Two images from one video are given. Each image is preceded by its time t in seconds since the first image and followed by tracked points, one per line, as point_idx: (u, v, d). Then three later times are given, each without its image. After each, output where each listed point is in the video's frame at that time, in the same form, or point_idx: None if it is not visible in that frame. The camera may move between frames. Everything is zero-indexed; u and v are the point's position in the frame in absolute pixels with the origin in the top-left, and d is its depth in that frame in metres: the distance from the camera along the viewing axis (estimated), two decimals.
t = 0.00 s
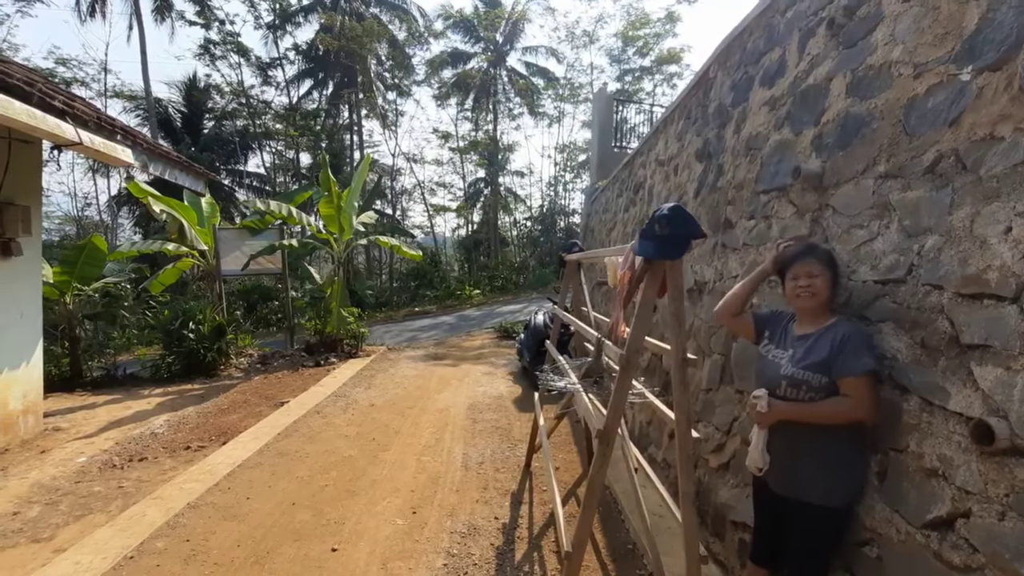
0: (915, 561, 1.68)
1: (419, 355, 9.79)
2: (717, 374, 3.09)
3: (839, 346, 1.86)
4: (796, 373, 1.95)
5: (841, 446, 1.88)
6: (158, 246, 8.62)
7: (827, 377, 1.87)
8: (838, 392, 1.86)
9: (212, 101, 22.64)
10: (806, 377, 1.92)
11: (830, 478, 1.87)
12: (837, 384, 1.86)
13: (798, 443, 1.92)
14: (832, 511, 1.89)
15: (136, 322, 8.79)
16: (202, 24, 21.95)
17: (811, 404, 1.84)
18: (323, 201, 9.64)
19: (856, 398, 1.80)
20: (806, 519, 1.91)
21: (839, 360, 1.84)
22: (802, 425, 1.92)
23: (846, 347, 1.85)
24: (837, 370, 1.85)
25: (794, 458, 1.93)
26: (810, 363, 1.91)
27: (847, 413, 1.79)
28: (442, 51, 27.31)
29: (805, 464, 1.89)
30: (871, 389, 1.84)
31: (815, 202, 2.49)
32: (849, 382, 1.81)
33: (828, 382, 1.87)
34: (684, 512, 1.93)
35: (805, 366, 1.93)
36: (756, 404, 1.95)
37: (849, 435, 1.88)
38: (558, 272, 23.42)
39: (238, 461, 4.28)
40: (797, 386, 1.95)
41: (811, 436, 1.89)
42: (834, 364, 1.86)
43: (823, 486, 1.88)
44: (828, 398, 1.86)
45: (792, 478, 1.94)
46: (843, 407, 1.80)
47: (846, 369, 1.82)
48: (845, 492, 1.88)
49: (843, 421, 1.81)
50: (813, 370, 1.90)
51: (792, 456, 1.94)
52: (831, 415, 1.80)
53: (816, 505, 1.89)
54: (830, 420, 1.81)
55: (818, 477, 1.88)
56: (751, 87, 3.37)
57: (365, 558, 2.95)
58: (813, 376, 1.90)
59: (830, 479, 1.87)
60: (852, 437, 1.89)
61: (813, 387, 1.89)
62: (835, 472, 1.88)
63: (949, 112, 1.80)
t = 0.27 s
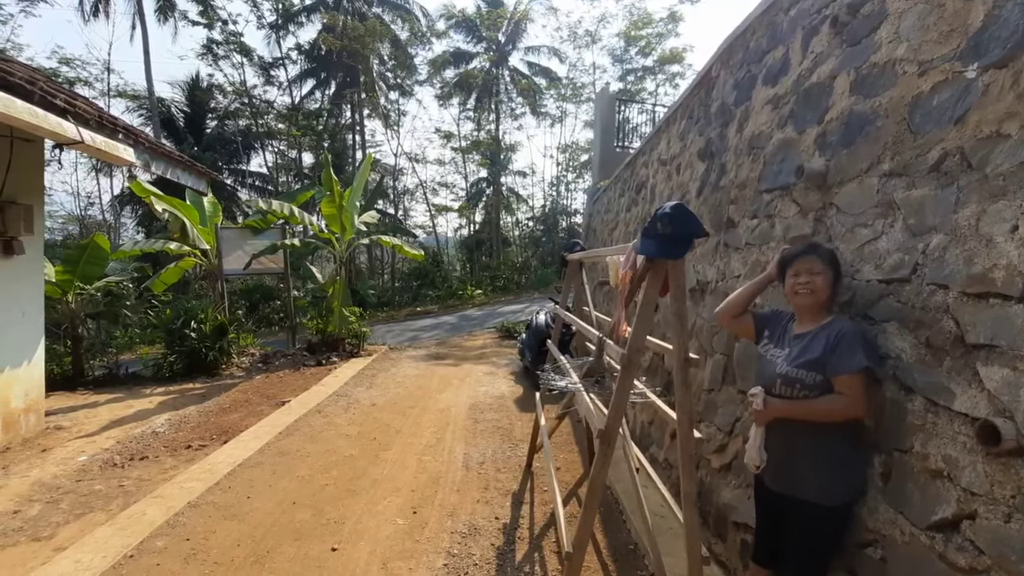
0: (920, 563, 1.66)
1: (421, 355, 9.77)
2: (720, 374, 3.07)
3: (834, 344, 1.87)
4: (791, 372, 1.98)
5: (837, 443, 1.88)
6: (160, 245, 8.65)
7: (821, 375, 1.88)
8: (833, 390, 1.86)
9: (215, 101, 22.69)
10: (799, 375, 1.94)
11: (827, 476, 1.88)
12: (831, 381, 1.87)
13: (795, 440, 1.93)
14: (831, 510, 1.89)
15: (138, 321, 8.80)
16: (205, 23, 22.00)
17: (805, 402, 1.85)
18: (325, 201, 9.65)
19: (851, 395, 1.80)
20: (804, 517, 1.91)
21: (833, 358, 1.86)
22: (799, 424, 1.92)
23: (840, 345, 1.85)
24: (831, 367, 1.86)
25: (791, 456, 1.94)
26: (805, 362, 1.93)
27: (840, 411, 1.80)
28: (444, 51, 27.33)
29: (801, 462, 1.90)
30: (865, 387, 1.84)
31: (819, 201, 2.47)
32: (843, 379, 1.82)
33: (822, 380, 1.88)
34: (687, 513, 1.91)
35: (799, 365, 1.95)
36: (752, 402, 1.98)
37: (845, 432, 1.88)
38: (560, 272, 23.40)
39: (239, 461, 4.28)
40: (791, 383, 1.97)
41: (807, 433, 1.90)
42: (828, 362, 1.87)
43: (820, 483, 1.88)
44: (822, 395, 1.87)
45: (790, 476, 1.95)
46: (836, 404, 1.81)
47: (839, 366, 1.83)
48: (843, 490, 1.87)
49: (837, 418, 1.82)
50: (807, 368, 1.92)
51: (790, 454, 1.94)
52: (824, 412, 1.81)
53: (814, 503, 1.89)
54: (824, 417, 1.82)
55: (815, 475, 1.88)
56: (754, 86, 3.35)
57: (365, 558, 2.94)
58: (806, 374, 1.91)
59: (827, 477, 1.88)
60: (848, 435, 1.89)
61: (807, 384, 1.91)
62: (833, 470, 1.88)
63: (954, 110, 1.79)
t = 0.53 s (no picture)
0: (936, 561, 1.61)
1: (422, 353, 9.74)
2: (725, 369, 3.02)
3: (835, 333, 1.83)
4: (792, 362, 1.94)
5: (842, 435, 1.84)
6: (161, 243, 8.61)
7: (822, 364, 1.84)
8: (834, 379, 1.81)
9: (217, 100, 22.69)
10: (800, 365, 1.90)
11: (832, 468, 1.83)
12: (832, 370, 1.82)
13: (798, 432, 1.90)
14: (837, 504, 1.84)
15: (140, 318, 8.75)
16: (207, 22, 21.99)
17: (806, 393, 1.82)
18: (326, 198, 9.62)
19: (852, 384, 1.76)
20: (810, 512, 1.87)
21: (834, 346, 1.81)
22: (803, 415, 1.89)
23: (841, 334, 1.81)
24: (832, 356, 1.81)
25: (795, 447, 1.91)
26: (806, 352, 1.89)
27: (841, 401, 1.76)
28: (446, 50, 27.31)
29: (805, 453, 1.87)
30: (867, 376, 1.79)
31: (828, 191, 2.41)
32: (843, 368, 1.77)
33: (824, 369, 1.83)
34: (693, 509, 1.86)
35: (801, 355, 1.91)
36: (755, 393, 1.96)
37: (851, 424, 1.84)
38: (562, 271, 23.35)
39: (239, 457, 4.23)
40: (792, 372, 1.93)
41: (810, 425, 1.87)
42: (830, 351, 1.82)
43: (825, 476, 1.84)
44: (823, 385, 1.82)
45: (794, 469, 1.92)
46: (836, 394, 1.77)
47: (840, 355, 1.78)
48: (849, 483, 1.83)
49: (839, 408, 1.78)
50: (809, 358, 1.88)
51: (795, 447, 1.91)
52: (825, 403, 1.77)
53: (820, 497, 1.85)
54: (826, 408, 1.78)
55: (819, 467, 1.84)
56: (760, 77, 3.29)
57: (365, 555, 2.90)
58: (807, 363, 1.87)
59: (830, 469, 1.83)
60: (852, 426, 1.84)
61: (807, 374, 1.87)
62: (838, 462, 1.83)
63: (970, 94, 1.73)
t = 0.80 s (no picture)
0: None
1: (425, 353, 9.64)
2: (740, 372, 2.91)
3: (857, 334, 1.71)
4: (811, 365, 1.82)
5: (866, 442, 1.71)
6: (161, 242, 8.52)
7: (844, 367, 1.71)
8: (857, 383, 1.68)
9: (219, 99, 22.64)
10: (820, 368, 1.78)
11: (857, 478, 1.71)
12: (855, 374, 1.69)
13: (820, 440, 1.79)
14: (865, 517, 1.72)
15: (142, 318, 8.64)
16: (208, 21, 21.93)
17: (826, 397, 1.70)
18: (327, 197, 9.52)
19: (874, 388, 1.62)
20: (835, 524, 1.76)
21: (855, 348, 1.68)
22: (824, 420, 1.77)
23: (863, 335, 1.68)
24: (853, 359, 1.68)
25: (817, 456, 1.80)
26: (825, 354, 1.77)
27: (864, 406, 1.63)
28: (448, 48, 27.21)
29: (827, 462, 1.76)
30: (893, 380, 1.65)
31: (851, 186, 2.30)
32: (865, 371, 1.64)
33: (845, 372, 1.71)
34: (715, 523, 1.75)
35: (820, 357, 1.79)
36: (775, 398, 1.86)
37: (876, 430, 1.71)
38: (564, 270, 23.24)
39: (238, 461, 4.14)
40: (813, 377, 1.80)
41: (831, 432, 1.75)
42: (851, 353, 1.70)
43: (850, 487, 1.72)
44: (844, 389, 1.70)
45: (817, 479, 1.80)
46: (858, 399, 1.63)
47: (862, 357, 1.65)
48: (876, 494, 1.70)
49: (862, 413, 1.64)
50: (828, 360, 1.76)
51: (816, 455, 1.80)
52: (847, 408, 1.65)
53: (845, 508, 1.73)
54: (847, 413, 1.66)
55: (843, 477, 1.72)
56: (775, 69, 3.18)
57: (366, 565, 2.80)
58: (828, 366, 1.75)
59: (855, 479, 1.71)
60: (878, 433, 1.71)
61: (828, 378, 1.75)
62: (863, 471, 1.71)
63: (1011, 81, 1.62)
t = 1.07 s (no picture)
0: None
1: (426, 353, 9.50)
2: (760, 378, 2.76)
3: (894, 340, 1.53)
4: (846, 376, 1.64)
5: (911, 459, 1.54)
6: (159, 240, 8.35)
7: (883, 377, 1.53)
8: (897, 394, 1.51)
9: (219, 98, 22.51)
10: (856, 379, 1.60)
11: (901, 499, 1.53)
12: (895, 384, 1.51)
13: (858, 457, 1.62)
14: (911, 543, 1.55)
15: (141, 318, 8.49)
16: (208, 19, 21.78)
17: (862, 409, 1.52)
18: (328, 195, 9.38)
19: (915, 398, 1.45)
20: (876, 551, 1.59)
21: (894, 355, 1.51)
22: (861, 436, 1.60)
23: (902, 341, 1.51)
24: (892, 368, 1.51)
25: (854, 474, 1.63)
26: (861, 363, 1.59)
27: (905, 420, 1.45)
28: (449, 46, 27.04)
29: (866, 482, 1.59)
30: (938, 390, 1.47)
31: (884, 182, 2.15)
32: (906, 380, 1.46)
33: (884, 383, 1.53)
34: (746, 550, 1.59)
35: (855, 367, 1.61)
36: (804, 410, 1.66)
37: (921, 446, 1.54)
38: (566, 269, 23.09)
39: (234, 468, 4.00)
40: (848, 389, 1.62)
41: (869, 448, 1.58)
42: (889, 361, 1.52)
43: (893, 510, 1.54)
44: (883, 401, 1.52)
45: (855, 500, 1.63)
46: (899, 412, 1.46)
47: (902, 365, 1.48)
48: (923, 516, 1.53)
49: (903, 427, 1.47)
50: (864, 370, 1.58)
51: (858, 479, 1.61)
52: (886, 421, 1.47)
53: (889, 533, 1.56)
54: (888, 427, 1.48)
55: (884, 498, 1.55)
56: (796, 59, 3.03)
57: None
58: (865, 377, 1.57)
59: (898, 501, 1.53)
60: (922, 448, 1.54)
61: (866, 389, 1.56)
62: (910, 492, 1.53)
63: None
